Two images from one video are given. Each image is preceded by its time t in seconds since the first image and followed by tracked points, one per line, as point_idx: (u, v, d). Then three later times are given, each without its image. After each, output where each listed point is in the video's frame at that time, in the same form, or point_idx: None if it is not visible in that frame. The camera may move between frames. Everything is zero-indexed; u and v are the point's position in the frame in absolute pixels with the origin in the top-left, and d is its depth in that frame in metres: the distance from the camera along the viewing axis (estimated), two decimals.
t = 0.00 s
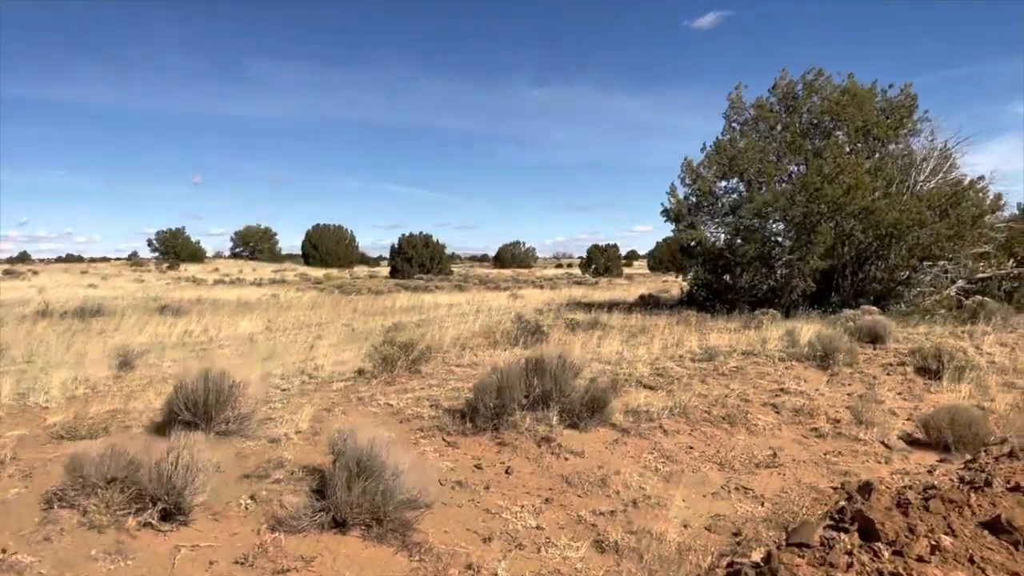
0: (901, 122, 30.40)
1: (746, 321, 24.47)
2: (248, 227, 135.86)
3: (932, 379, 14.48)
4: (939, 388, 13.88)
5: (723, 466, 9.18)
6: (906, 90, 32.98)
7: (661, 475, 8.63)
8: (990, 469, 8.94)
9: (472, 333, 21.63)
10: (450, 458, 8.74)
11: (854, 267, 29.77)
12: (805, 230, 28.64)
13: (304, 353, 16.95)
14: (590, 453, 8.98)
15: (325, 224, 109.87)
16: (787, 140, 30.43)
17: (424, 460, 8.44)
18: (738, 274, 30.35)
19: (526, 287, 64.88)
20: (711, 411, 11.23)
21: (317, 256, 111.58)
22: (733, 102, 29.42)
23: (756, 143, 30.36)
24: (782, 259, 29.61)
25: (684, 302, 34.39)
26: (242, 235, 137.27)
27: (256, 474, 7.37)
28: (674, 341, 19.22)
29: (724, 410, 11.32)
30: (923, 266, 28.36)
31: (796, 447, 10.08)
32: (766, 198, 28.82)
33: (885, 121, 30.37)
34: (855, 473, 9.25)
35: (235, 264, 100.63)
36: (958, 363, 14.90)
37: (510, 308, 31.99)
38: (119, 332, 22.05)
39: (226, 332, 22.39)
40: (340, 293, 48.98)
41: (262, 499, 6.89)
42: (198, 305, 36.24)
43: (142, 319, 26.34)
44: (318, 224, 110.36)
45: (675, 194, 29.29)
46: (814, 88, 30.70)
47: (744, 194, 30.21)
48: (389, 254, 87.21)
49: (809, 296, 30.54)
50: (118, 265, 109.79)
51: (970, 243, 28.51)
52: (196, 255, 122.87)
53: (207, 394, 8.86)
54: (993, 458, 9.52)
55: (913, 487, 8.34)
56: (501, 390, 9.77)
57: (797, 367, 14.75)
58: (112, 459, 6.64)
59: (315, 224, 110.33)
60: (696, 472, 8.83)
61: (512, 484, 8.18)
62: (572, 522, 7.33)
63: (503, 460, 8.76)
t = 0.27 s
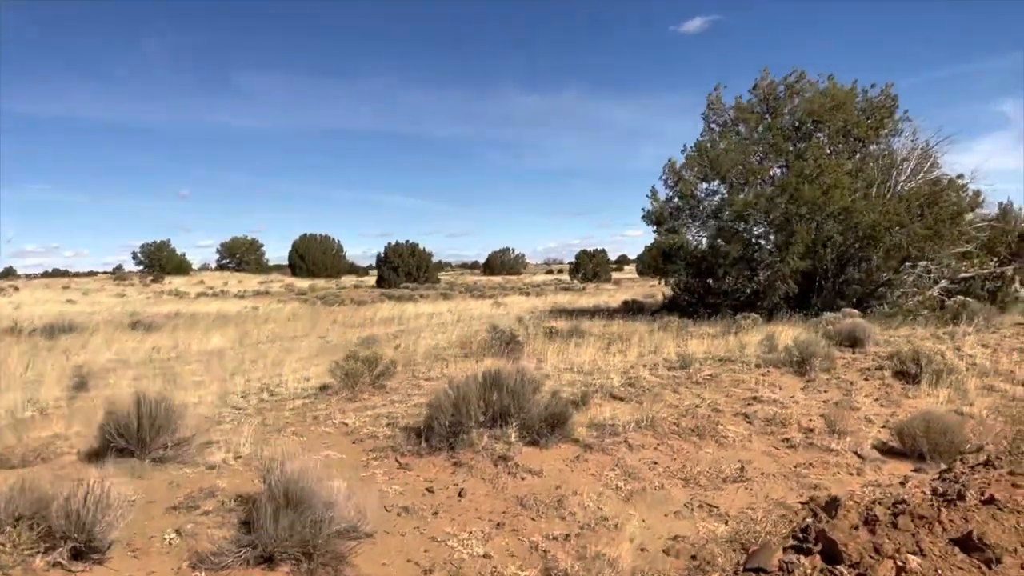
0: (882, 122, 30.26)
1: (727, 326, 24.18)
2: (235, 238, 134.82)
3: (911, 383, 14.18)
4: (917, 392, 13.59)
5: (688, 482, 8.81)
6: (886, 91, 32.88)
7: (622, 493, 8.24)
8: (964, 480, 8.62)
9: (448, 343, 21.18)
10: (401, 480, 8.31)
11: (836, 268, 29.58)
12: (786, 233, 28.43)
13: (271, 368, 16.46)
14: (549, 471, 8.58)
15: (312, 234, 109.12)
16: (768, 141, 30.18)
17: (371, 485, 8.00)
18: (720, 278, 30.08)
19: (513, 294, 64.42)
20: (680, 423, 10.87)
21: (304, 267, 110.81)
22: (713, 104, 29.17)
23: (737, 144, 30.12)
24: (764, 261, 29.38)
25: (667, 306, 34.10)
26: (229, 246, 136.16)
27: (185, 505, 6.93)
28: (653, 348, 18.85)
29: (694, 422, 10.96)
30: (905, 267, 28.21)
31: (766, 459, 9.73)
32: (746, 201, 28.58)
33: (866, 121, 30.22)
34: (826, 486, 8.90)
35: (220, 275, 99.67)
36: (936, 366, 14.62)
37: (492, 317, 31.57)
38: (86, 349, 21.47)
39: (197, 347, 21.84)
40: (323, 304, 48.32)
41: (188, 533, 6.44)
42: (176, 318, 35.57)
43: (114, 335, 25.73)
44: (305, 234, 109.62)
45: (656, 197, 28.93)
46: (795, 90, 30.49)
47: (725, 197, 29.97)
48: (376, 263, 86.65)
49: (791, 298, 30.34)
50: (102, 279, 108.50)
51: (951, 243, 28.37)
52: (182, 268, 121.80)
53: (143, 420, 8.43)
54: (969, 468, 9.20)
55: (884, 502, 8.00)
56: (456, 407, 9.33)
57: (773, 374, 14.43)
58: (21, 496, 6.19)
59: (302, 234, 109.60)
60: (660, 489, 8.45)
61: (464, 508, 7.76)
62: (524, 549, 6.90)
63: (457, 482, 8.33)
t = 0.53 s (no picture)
0: (871, 132, 30.06)
1: (714, 337, 23.83)
2: (230, 247, 134.46)
3: (893, 396, 13.82)
4: (898, 407, 13.23)
5: (651, 501, 8.43)
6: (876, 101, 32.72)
7: (579, 513, 7.86)
8: (937, 500, 8.26)
9: (428, 355, 20.79)
10: (347, 499, 7.92)
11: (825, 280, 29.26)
12: (775, 243, 28.14)
13: (241, 379, 16.08)
14: (504, 490, 8.20)
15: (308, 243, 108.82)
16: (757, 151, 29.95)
17: (314, 506, 7.62)
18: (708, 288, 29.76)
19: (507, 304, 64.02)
20: (649, 439, 10.50)
21: (299, 276, 110.41)
22: (701, 112, 28.96)
23: (725, 154, 29.88)
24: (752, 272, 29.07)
25: (656, 317, 33.75)
26: (225, 255, 135.77)
27: (107, 526, 6.53)
28: (635, 360, 18.48)
29: (664, 437, 10.59)
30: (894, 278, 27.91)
31: (735, 477, 9.37)
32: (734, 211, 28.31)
33: (855, 131, 30.01)
34: (794, 506, 8.53)
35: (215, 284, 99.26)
36: (920, 380, 14.26)
37: (479, 328, 31.20)
38: (59, 358, 21.07)
39: (173, 357, 21.44)
40: (313, 314, 47.86)
41: (103, 557, 6.03)
42: (160, 328, 35.14)
43: (92, 344, 25.33)
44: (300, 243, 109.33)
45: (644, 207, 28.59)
46: (784, 99, 30.31)
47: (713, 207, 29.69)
48: (370, 272, 86.31)
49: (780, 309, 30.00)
50: (96, 288, 108.02)
51: (942, 254, 28.07)
52: (176, 277, 121.36)
53: (79, 434, 8.05)
54: (944, 487, 8.84)
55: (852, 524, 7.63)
56: (410, 422, 8.94)
57: (751, 387, 14.07)
58: None
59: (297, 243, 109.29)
60: (619, 509, 8.07)
61: (409, 529, 7.37)
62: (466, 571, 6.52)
63: (405, 501, 7.94)
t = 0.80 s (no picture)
0: (862, 126, 29.67)
1: (699, 333, 23.51)
2: (225, 241, 133.89)
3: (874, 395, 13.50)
4: (877, 406, 12.92)
5: (610, 507, 8.10)
6: (868, 93, 32.31)
7: (533, 521, 7.51)
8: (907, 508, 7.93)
9: (408, 351, 20.47)
10: (290, 506, 7.54)
11: (815, 275, 28.93)
12: (763, 237, 27.79)
13: (210, 376, 15.72)
14: (456, 496, 7.86)
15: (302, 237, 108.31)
16: (746, 145, 29.56)
17: (253, 515, 7.24)
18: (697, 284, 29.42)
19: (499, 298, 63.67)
20: (615, 441, 10.15)
21: (293, 270, 109.93)
22: (689, 105, 28.56)
23: (714, 147, 29.50)
24: (741, 267, 28.72)
25: (645, 313, 33.42)
26: (219, 249, 135.21)
27: (23, 538, 6.18)
28: (615, 356, 18.15)
29: (631, 439, 10.24)
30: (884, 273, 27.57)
31: (701, 481, 9.04)
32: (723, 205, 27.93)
33: (846, 124, 29.63)
34: (760, 513, 8.19)
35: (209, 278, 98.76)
36: (901, 378, 13.94)
37: (464, 323, 30.88)
38: (32, 354, 20.73)
39: (148, 352, 21.10)
40: (301, 308, 47.50)
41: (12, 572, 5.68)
42: (144, 322, 34.82)
43: (70, 339, 24.98)
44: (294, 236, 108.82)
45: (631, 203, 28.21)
46: (773, 92, 29.91)
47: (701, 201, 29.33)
48: (363, 266, 85.89)
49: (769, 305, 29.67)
50: (88, 281, 107.50)
51: (932, 249, 27.73)
52: (171, 270, 120.86)
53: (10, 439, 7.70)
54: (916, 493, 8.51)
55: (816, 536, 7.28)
56: (360, 425, 8.59)
57: (729, 386, 13.75)
58: None
59: (291, 237, 108.80)
60: (575, 517, 7.72)
61: (351, 538, 7.01)
62: None
63: (353, 509, 7.58)
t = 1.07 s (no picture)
0: (861, 128, 29.25)
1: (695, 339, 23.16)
2: (229, 244, 134.16)
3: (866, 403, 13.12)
4: (868, 414, 12.54)
5: (579, 520, 7.78)
6: (867, 95, 31.90)
7: (495, 536, 7.18)
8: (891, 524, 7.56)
9: (396, 355, 20.18)
10: (244, 519, 7.26)
11: (813, 280, 28.53)
12: (760, 242, 27.41)
13: (190, 381, 15.49)
14: (417, 509, 7.54)
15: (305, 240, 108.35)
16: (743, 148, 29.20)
17: (202, 531, 6.94)
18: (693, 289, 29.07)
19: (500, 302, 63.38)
20: (592, 450, 9.82)
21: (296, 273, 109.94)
22: (684, 108, 28.24)
23: (710, 151, 29.16)
24: (738, 272, 28.35)
25: (643, 317, 33.10)
26: (223, 252, 135.48)
27: None
28: (605, 362, 17.82)
29: (608, 448, 9.90)
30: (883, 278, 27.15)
31: (678, 493, 8.70)
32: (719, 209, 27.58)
33: (845, 127, 29.22)
34: (736, 527, 7.84)
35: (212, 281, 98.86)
36: (893, 386, 13.56)
37: (460, 327, 30.59)
38: (19, 357, 20.56)
39: (136, 356, 20.91)
40: (300, 311, 47.32)
41: None
42: (139, 325, 34.67)
43: (61, 342, 24.85)
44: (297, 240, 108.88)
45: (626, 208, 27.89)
46: (770, 94, 29.54)
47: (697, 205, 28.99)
48: (365, 269, 85.75)
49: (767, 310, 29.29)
50: (92, 284, 107.84)
51: (933, 253, 27.28)
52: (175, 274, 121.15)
53: None
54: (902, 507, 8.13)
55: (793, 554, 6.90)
56: (321, 434, 8.30)
57: (716, 393, 13.40)
58: None
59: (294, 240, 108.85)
60: (541, 531, 7.38)
61: (302, 554, 6.69)
62: None
63: (309, 522, 7.26)
